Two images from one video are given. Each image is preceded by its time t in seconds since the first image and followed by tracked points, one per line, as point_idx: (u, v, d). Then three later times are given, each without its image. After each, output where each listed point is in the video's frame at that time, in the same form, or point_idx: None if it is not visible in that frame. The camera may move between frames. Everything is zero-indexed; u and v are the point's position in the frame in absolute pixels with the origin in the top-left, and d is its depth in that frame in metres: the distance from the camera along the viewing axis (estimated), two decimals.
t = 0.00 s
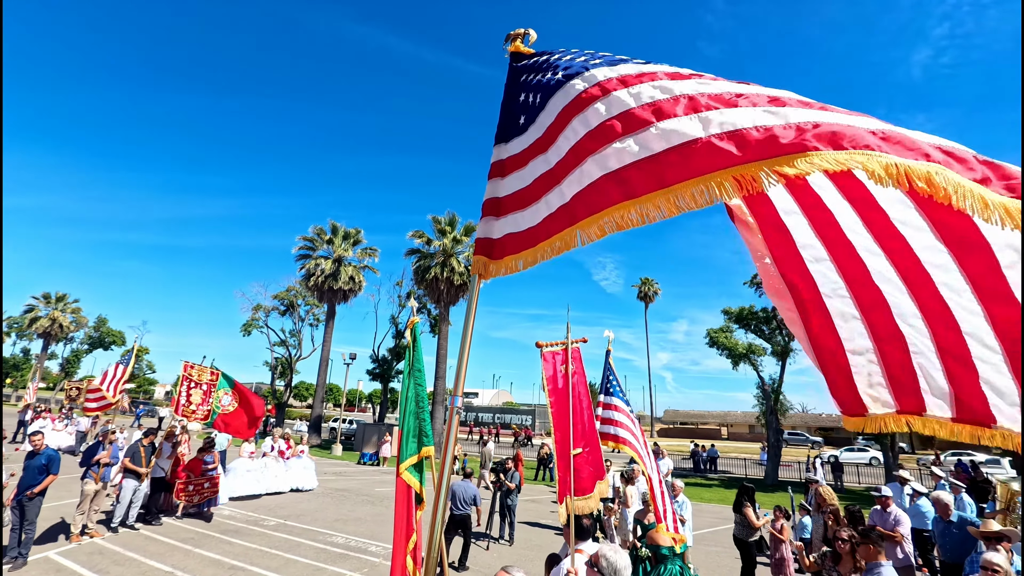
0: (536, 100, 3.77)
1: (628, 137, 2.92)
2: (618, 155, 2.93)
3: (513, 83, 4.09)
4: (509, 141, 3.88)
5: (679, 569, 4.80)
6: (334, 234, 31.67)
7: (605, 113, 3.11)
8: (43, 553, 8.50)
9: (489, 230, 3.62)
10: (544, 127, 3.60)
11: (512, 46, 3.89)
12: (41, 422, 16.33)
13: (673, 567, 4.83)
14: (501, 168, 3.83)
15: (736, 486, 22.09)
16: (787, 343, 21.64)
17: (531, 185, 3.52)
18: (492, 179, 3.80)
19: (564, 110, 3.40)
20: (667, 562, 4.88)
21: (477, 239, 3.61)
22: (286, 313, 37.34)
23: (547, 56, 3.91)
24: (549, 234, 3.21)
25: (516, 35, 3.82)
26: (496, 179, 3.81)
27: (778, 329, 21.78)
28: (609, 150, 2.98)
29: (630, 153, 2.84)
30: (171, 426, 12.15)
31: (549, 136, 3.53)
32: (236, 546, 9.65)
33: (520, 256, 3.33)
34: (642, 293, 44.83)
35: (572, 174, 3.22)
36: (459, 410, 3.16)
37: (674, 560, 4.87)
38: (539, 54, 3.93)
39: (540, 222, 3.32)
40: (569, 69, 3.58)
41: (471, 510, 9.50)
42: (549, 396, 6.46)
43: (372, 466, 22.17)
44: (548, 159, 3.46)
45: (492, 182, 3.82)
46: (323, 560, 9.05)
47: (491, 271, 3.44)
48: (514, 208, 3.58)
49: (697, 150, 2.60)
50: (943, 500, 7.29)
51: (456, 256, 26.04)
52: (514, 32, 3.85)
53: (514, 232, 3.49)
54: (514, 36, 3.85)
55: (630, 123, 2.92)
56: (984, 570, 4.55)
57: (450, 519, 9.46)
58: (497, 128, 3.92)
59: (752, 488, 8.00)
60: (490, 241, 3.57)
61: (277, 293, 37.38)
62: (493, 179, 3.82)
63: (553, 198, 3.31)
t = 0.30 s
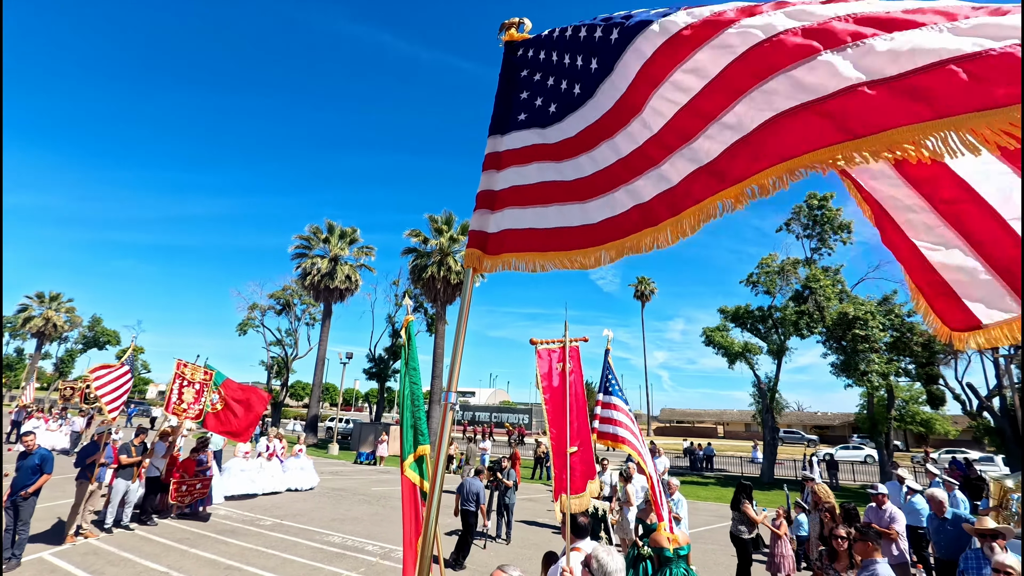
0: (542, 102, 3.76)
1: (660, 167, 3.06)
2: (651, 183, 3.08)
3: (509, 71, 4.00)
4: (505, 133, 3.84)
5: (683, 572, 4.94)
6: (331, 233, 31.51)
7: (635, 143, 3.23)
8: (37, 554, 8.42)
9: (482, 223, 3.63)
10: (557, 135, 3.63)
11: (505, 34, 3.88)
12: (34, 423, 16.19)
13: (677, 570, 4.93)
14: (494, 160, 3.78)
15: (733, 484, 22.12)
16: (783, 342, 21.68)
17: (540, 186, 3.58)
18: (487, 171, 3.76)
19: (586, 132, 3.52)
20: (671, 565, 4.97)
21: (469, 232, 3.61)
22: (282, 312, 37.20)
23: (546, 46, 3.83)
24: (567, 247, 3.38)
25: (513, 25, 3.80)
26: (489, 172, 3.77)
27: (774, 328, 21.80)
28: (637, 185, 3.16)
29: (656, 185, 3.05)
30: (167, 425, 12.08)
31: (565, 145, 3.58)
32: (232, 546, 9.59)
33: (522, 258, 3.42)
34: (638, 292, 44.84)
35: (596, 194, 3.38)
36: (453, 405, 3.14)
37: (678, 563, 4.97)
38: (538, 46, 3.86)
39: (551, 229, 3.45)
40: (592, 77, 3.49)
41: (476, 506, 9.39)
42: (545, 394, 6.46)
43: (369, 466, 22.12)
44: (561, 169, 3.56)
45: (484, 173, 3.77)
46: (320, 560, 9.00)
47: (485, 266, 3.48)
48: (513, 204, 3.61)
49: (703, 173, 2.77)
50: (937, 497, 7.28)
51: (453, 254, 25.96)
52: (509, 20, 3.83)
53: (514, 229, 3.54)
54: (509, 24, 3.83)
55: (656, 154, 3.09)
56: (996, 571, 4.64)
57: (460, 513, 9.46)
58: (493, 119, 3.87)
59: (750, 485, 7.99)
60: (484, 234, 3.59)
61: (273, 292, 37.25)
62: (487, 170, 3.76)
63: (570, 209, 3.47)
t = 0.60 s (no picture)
0: (535, 100, 3.67)
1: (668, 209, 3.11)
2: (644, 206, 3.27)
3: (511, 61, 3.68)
4: (499, 128, 3.64)
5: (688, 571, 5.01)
6: (327, 232, 31.40)
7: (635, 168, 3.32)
8: (32, 554, 8.36)
9: (478, 220, 3.45)
10: (546, 125, 3.63)
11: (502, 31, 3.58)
12: (28, 423, 16.07)
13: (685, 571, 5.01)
14: (490, 157, 3.57)
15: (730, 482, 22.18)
16: (779, 341, 21.72)
17: (530, 187, 3.58)
18: (481, 167, 3.57)
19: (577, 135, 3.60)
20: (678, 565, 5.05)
21: (468, 228, 3.43)
22: (279, 311, 37.09)
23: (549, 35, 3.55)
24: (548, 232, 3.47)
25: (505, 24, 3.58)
26: (485, 167, 3.57)
27: (770, 327, 21.84)
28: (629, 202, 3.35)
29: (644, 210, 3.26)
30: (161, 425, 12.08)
31: (554, 135, 3.60)
32: (228, 546, 9.55)
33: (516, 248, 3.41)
34: (635, 291, 44.85)
35: (582, 182, 3.52)
36: (449, 405, 3.10)
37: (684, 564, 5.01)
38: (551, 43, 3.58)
39: (539, 216, 3.52)
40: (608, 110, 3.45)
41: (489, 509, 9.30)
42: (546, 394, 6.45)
43: (366, 466, 22.05)
44: (548, 154, 3.58)
45: (480, 170, 3.57)
46: (316, 560, 8.97)
47: (479, 262, 3.35)
48: (512, 201, 3.55)
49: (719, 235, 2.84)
50: (932, 494, 7.29)
51: (449, 253, 25.90)
52: (503, 16, 3.58)
53: (504, 224, 3.50)
54: (505, 18, 3.60)
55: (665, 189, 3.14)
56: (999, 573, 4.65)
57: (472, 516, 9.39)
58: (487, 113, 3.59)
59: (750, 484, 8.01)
60: (483, 232, 3.45)
61: (270, 291, 37.19)
62: (483, 167, 3.57)
63: (554, 192, 3.55)
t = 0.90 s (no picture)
0: (536, 101, 3.76)
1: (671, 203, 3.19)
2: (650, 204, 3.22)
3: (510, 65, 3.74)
4: (502, 132, 3.76)
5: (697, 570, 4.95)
6: (324, 231, 31.30)
7: (636, 156, 3.37)
8: (28, 554, 8.31)
9: (479, 222, 3.55)
10: (552, 130, 3.65)
11: (503, 36, 3.66)
12: (22, 423, 15.96)
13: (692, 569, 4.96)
14: (491, 161, 3.70)
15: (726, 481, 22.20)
16: (775, 340, 21.75)
17: (536, 196, 3.54)
18: (482, 171, 3.67)
19: (582, 130, 3.58)
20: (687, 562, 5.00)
21: (468, 229, 3.52)
22: (275, 310, 36.98)
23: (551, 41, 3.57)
24: (550, 240, 3.39)
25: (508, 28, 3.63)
26: (487, 171, 3.69)
27: (766, 326, 21.85)
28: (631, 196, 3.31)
29: (650, 206, 3.22)
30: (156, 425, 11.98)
31: (557, 141, 3.60)
32: (225, 546, 9.51)
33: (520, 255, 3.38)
34: (632, 290, 44.88)
35: (585, 186, 3.47)
36: (451, 403, 3.08)
37: (692, 560, 4.97)
38: (552, 40, 3.54)
39: (545, 223, 3.46)
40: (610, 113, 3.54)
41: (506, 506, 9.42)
42: (548, 392, 6.48)
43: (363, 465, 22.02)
44: (554, 162, 3.57)
45: (482, 173, 3.69)
46: (314, 559, 8.94)
47: (479, 265, 3.38)
48: (514, 204, 3.58)
49: (720, 229, 3.01)
50: (926, 492, 7.32)
51: (447, 252, 25.85)
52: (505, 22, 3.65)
53: (507, 229, 3.53)
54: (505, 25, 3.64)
55: (666, 182, 3.23)
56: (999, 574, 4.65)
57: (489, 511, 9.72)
58: (490, 118, 3.76)
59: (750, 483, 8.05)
60: (485, 234, 3.52)
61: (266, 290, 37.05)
62: (484, 170, 3.69)
63: (561, 198, 3.50)
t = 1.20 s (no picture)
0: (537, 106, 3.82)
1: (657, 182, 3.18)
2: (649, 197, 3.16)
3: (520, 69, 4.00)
4: (505, 136, 3.81)
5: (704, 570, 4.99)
6: (320, 229, 31.22)
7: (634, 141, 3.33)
8: (23, 555, 8.26)
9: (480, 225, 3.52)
10: (551, 137, 3.71)
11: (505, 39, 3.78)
12: (16, 423, 15.85)
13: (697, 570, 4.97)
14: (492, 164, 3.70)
15: (723, 480, 22.21)
16: (771, 339, 21.78)
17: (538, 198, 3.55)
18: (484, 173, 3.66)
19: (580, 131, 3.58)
20: (692, 563, 5.01)
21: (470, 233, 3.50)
22: (272, 309, 36.87)
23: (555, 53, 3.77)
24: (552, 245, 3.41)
25: (511, 29, 3.74)
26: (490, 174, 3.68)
27: (763, 325, 21.88)
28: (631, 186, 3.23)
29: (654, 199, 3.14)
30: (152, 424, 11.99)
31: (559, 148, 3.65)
32: (221, 546, 9.48)
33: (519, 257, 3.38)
34: (630, 289, 44.90)
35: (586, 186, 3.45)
36: (454, 407, 3.06)
37: (698, 559, 5.01)
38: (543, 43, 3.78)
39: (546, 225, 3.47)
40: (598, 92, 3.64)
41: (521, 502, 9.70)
42: (554, 388, 6.42)
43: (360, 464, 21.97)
44: (555, 171, 3.61)
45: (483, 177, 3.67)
46: (311, 559, 8.92)
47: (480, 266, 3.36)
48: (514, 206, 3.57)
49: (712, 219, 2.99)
50: (922, 489, 7.33)
51: (444, 251, 25.82)
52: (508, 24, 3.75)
53: (510, 230, 3.50)
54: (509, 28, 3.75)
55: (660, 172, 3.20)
56: None
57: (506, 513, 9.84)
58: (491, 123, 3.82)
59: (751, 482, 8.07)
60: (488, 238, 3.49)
61: (263, 289, 37.00)
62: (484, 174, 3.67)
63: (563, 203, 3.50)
